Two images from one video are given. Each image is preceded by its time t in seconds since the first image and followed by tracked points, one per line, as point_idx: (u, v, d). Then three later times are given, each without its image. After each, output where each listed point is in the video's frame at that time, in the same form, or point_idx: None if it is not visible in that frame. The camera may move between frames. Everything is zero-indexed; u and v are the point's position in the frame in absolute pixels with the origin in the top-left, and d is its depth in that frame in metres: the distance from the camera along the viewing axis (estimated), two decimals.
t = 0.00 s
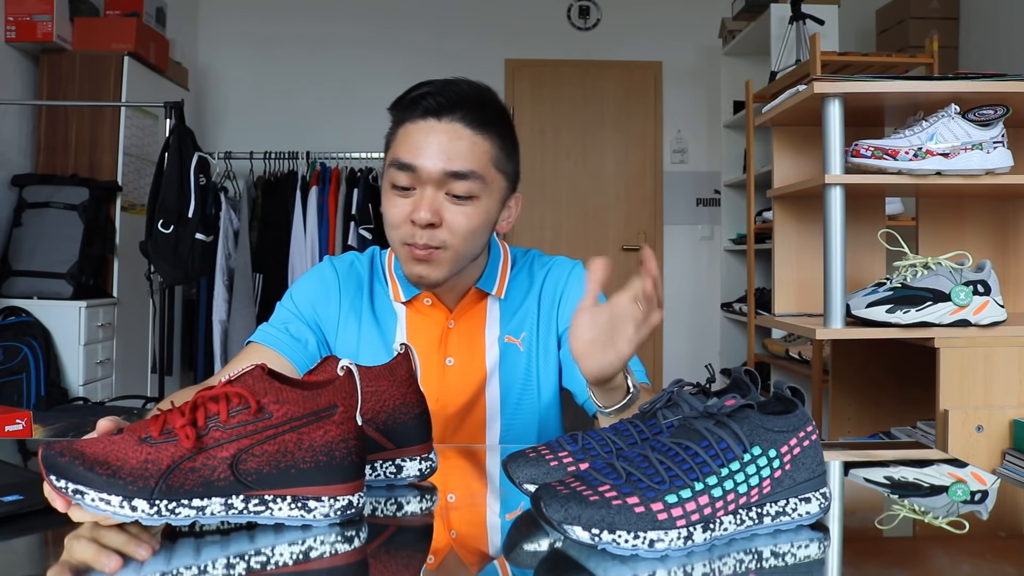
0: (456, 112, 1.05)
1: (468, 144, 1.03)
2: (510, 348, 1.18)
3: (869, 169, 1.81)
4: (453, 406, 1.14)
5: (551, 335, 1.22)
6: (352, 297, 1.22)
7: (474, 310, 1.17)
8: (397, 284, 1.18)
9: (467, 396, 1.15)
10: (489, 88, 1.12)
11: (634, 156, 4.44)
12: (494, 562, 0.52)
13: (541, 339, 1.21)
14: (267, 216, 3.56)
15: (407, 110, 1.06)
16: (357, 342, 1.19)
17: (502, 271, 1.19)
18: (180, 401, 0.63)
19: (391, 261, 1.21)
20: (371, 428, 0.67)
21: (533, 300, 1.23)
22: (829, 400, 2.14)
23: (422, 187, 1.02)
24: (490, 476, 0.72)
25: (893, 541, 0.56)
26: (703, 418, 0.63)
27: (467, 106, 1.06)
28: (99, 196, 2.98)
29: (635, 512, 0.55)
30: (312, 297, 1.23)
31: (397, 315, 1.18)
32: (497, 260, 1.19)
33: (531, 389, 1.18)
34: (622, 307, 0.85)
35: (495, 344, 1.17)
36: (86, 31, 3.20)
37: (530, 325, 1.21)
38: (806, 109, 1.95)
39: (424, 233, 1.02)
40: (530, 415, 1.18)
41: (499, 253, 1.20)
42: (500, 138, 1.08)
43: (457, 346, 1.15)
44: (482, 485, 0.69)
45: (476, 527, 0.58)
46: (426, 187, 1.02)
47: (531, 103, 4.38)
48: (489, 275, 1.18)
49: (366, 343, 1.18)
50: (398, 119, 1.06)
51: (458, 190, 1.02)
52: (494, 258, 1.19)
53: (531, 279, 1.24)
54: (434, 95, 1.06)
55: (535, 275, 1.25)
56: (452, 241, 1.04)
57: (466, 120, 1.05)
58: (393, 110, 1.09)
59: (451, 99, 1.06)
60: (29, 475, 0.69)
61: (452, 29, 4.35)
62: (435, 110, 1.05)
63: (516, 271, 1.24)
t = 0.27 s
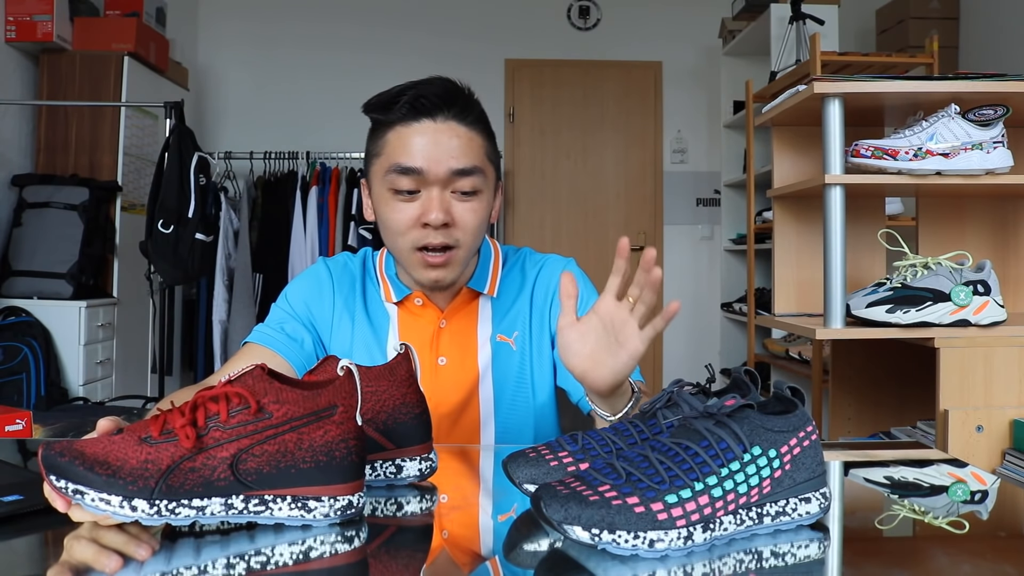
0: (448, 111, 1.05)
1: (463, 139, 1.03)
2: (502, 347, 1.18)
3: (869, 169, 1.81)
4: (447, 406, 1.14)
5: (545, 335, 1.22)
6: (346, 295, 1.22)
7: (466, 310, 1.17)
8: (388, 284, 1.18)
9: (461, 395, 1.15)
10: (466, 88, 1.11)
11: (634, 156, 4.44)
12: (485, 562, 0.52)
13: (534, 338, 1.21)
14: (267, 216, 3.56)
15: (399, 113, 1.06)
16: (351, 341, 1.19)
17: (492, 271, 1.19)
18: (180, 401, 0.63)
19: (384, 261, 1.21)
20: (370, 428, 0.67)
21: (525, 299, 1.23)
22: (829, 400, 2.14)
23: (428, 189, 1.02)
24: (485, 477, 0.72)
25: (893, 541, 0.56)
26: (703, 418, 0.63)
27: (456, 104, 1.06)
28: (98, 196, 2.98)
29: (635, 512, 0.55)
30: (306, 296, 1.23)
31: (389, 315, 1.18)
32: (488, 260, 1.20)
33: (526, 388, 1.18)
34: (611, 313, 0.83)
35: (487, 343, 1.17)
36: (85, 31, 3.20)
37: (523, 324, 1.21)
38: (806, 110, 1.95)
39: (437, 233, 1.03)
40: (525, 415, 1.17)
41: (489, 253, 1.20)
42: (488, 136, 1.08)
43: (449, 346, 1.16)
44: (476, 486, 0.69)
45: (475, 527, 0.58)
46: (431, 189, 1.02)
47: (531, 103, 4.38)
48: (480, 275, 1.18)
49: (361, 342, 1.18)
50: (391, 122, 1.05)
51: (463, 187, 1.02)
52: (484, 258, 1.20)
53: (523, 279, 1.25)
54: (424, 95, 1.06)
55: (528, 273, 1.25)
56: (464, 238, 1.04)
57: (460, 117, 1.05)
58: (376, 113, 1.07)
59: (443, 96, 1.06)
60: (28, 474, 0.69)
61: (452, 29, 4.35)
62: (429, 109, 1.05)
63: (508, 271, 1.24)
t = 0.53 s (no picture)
0: (438, 109, 1.05)
1: (452, 137, 1.03)
2: (501, 346, 1.18)
3: (869, 169, 1.81)
4: (446, 404, 1.14)
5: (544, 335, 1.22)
6: (345, 296, 1.22)
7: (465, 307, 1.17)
8: (388, 284, 1.18)
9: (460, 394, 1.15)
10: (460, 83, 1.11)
11: (634, 156, 4.44)
12: (483, 563, 0.52)
13: (533, 336, 1.21)
14: (267, 217, 3.56)
15: (388, 112, 1.06)
16: (351, 341, 1.19)
17: (491, 269, 1.19)
18: (180, 401, 0.63)
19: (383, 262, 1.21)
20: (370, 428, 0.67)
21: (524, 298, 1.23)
22: (829, 400, 2.14)
23: (414, 186, 1.02)
24: (484, 477, 0.72)
25: (893, 541, 0.56)
26: (703, 418, 0.63)
27: (446, 102, 1.06)
28: (98, 196, 2.98)
29: (635, 512, 0.55)
30: (306, 296, 1.23)
31: (388, 316, 1.18)
32: (487, 258, 1.20)
33: (525, 386, 1.18)
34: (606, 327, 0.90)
35: (486, 342, 1.17)
36: (85, 31, 3.20)
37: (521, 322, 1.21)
38: (806, 110, 1.95)
39: (423, 231, 1.03)
40: (525, 414, 1.17)
41: (488, 251, 1.20)
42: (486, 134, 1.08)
43: (448, 345, 1.16)
44: (475, 487, 0.69)
45: (474, 528, 0.58)
46: (418, 186, 1.02)
47: (531, 103, 4.38)
48: (478, 273, 1.18)
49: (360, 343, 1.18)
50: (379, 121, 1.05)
51: (450, 185, 1.02)
52: (484, 256, 1.20)
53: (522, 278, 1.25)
54: (412, 93, 1.06)
55: (527, 272, 1.26)
56: (451, 236, 1.04)
57: (448, 115, 1.04)
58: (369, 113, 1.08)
59: (431, 93, 1.06)
60: (28, 475, 0.69)
61: (452, 29, 4.35)
62: (417, 108, 1.05)
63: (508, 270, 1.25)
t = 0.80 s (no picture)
0: (434, 106, 1.05)
1: (438, 133, 1.03)
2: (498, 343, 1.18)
3: (869, 169, 1.81)
4: (444, 403, 1.14)
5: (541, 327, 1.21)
6: (345, 296, 1.22)
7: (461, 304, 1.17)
8: (385, 284, 1.18)
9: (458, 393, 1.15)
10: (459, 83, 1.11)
11: (634, 156, 4.44)
12: (482, 563, 0.52)
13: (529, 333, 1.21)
14: (268, 216, 3.56)
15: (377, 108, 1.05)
16: (350, 341, 1.19)
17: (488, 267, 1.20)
18: (179, 401, 0.63)
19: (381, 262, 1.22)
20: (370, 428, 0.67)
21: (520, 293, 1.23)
22: (829, 400, 2.14)
23: (398, 180, 1.02)
24: (483, 476, 0.72)
25: (893, 542, 0.56)
26: (703, 418, 0.63)
27: (441, 99, 1.05)
28: (98, 196, 2.98)
29: (635, 512, 0.55)
30: (304, 296, 1.23)
31: (386, 315, 1.18)
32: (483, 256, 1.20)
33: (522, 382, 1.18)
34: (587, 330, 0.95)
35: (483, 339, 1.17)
36: (85, 31, 3.20)
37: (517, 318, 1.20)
38: (806, 110, 1.95)
39: (404, 224, 1.03)
40: (521, 407, 1.18)
41: (485, 249, 1.21)
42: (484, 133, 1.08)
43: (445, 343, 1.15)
44: (474, 486, 0.69)
45: (473, 527, 0.58)
46: (402, 180, 1.02)
47: (531, 103, 4.38)
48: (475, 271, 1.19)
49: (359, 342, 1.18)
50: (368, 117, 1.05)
51: (433, 180, 1.02)
52: (480, 253, 1.20)
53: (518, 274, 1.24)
54: (401, 90, 1.05)
55: (523, 269, 1.25)
56: (434, 231, 1.04)
57: (435, 112, 1.04)
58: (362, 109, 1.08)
59: (419, 91, 1.06)
60: (28, 475, 0.69)
61: (452, 29, 4.35)
62: (404, 104, 1.05)
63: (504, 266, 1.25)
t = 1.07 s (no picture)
0: (440, 106, 1.05)
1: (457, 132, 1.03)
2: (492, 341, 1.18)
3: (869, 169, 1.81)
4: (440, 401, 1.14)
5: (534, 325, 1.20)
6: (338, 295, 1.22)
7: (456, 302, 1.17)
8: (379, 284, 1.18)
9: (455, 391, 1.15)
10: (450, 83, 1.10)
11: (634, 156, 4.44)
12: (480, 562, 0.52)
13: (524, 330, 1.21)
14: (268, 216, 3.56)
15: (393, 109, 1.05)
16: (345, 340, 1.19)
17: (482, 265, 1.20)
18: (179, 402, 0.63)
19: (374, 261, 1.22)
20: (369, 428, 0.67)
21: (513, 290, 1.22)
22: (829, 399, 2.14)
23: (423, 180, 1.01)
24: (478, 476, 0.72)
25: (893, 542, 0.56)
26: (703, 418, 0.63)
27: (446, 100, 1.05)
28: (98, 196, 2.98)
29: (635, 512, 0.55)
30: (298, 296, 1.23)
31: (381, 315, 1.19)
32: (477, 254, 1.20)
33: (518, 379, 1.18)
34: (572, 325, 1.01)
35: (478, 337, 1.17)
36: (85, 31, 3.20)
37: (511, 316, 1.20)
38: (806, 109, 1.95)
39: (433, 224, 1.03)
40: (517, 405, 1.17)
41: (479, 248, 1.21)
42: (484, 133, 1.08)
43: (440, 341, 1.15)
44: (472, 485, 0.69)
45: (472, 527, 0.58)
46: (427, 180, 1.01)
47: (531, 103, 4.38)
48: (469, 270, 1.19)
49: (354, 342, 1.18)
50: (385, 118, 1.05)
51: (457, 178, 1.01)
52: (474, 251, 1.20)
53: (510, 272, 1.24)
54: (418, 89, 1.05)
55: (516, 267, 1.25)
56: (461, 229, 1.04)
57: (452, 111, 1.04)
58: (365, 108, 1.07)
59: (436, 90, 1.05)
60: (28, 475, 0.69)
61: (451, 29, 4.35)
62: (423, 104, 1.05)
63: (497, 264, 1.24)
